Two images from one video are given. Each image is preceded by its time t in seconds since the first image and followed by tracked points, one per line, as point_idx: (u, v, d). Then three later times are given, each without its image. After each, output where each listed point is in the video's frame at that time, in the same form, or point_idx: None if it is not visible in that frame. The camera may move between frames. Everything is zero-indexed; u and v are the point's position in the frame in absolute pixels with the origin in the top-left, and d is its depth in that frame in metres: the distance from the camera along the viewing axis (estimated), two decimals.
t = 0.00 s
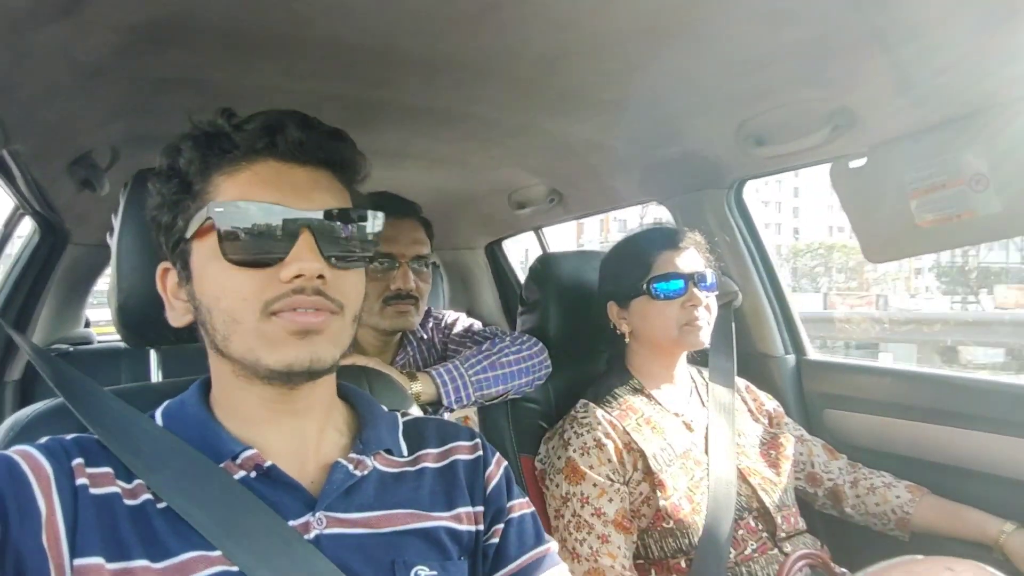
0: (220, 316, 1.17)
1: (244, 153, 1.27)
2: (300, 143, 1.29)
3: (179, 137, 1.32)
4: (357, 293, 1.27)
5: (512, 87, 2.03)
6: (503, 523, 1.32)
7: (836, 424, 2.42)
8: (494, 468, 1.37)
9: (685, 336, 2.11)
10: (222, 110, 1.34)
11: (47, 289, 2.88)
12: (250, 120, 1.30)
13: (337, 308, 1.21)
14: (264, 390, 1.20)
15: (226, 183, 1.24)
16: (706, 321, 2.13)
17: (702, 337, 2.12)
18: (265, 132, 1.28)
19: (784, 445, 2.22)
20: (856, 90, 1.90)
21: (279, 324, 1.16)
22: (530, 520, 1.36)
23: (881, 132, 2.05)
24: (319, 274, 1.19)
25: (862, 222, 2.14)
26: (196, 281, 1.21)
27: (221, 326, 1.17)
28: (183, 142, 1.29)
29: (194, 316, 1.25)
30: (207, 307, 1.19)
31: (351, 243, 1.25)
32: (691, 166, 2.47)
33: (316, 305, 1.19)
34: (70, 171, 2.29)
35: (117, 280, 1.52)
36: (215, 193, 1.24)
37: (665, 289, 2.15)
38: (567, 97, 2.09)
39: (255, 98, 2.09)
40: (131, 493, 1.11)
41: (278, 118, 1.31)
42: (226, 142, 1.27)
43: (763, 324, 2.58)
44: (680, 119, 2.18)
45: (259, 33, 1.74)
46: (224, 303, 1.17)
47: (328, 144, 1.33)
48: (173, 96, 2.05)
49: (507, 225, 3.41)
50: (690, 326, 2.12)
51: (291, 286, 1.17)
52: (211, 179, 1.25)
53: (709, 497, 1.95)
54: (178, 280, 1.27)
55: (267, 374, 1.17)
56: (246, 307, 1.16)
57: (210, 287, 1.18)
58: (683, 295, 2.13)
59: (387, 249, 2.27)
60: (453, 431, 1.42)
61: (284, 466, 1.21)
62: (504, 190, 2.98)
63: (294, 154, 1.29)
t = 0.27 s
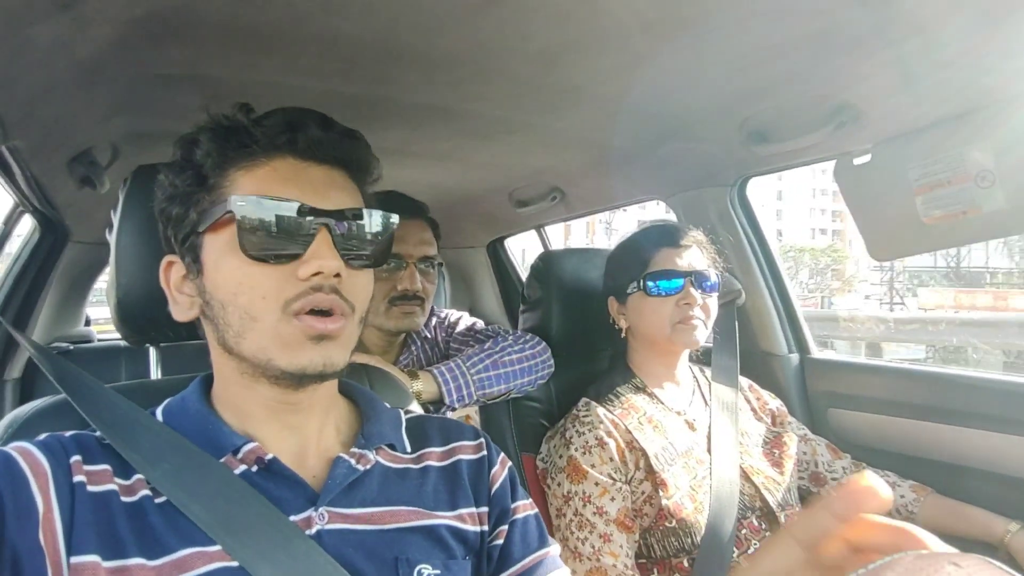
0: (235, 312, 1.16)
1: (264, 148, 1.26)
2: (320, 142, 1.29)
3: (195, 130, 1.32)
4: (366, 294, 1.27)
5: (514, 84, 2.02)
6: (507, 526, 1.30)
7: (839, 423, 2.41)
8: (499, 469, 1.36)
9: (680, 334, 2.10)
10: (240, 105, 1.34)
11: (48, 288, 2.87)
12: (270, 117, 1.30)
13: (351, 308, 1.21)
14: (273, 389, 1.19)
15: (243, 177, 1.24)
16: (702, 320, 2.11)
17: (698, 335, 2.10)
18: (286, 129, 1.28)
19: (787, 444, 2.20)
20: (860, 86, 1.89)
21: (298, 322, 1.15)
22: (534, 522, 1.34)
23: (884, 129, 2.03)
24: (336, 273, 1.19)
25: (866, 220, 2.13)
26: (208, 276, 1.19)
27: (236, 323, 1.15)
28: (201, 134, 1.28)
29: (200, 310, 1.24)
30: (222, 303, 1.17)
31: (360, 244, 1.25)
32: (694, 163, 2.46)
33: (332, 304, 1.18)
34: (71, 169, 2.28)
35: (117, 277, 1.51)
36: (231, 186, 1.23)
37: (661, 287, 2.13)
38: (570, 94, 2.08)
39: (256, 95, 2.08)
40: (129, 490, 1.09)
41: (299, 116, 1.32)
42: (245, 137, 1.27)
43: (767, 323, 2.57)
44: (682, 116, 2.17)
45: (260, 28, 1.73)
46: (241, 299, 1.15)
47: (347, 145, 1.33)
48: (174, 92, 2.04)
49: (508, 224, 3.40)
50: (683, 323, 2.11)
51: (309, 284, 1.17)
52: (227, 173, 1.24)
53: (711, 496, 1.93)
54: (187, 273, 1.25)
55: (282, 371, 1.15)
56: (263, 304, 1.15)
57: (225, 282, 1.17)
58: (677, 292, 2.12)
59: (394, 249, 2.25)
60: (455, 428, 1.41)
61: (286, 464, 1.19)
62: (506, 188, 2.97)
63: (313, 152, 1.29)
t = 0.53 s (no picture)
0: (231, 312, 1.17)
1: (266, 148, 1.27)
2: (322, 144, 1.29)
3: (199, 126, 1.33)
4: (367, 295, 1.26)
5: (515, 80, 2.03)
6: (506, 517, 1.31)
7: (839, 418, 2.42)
8: (496, 462, 1.37)
9: (681, 331, 2.13)
10: (244, 101, 1.35)
11: (50, 285, 2.88)
12: (273, 116, 1.30)
13: (347, 312, 1.21)
14: (270, 386, 1.21)
15: (244, 176, 1.25)
16: (704, 316, 2.11)
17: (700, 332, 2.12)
18: (289, 129, 1.29)
19: (786, 439, 2.22)
20: (860, 81, 1.90)
21: (292, 326, 1.16)
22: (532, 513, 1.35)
23: (883, 124, 2.04)
24: (333, 279, 1.19)
25: (865, 215, 2.14)
26: (207, 274, 1.21)
27: (232, 322, 1.17)
28: (205, 131, 1.29)
29: (200, 305, 1.25)
30: (219, 301, 1.19)
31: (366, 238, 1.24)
32: (694, 159, 2.47)
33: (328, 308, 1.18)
34: (73, 166, 2.29)
35: (119, 273, 1.52)
36: (231, 185, 1.24)
37: (661, 283, 2.13)
38: (569, 90, 2.08)
39: (256, 92, 2.09)
40: (131, 483, 1.10)
41: (303, 116, 1.31)
42: (247, 136, 1.27)
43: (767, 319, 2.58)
44: (681, 112, 2.18)
45: (261, 25, 1.74)
46: (237, 300, 1.16)
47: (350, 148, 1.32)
48: (175, 90, 2.05)
49: (509, 222, 3.41)
50: (684, 321, 2.12)
51: (305, 290, 1.16)
52: (228, 172, 1.25)
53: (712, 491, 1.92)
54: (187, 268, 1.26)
55: (277, 371, 1.17)
56: (259, 305, 1.15)
57: (222, 282, 1.18)
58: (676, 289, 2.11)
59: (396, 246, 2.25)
60: (455, 422, 1.41)
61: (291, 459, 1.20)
62: (506, 185, 2.98)
63: (315, 153, 1.29)
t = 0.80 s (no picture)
0: (230, 304, 1.16)
1: (259, 142, 1.26)
2: (316, 136, 1.29)
3: (190, 126, 1.32)
4: (365, 285, 1.27)
5: (516, 80, 2.02)
6: (504, 529, 1.30)
7: (841, 419, 2.41)
8: (498, 467, 1.36)
9: (665, 330, 2.10)
10: (235, 100, 1.34)
11: (50, 284, 2.88)
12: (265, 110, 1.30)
13: (347, 300, 1.21)
14: (270, 380, 1.19)
15: (239, 172, 1.24)
16: (691, 317, 2.10)
17: (687, 332, 2.09)
18: (281, 122, 1.28)
19: (789, 440, 2.21)
20: (863, 82, 1.89)
21: (292, 314, 1.15)
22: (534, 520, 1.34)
23: (886, 124, 2.03)
24: (331, 264, 1.19)
25: (868, 216, 2.13)
26: (205, 269, 1.19)
27: (231, 314, 1.15)
28: (197, 129, 1.28)
29: (200, 304, 1.24)
30: (218, 295, 1.18)
31: (359, 239, 1.25)
32: (695, 159, 2.46)
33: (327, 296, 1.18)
34: (72, 166, 2.28)
35: (118, 273, 1.51)
36: (228, 181, 1.23)
37: (655, 283, 2.13)
38: (570, 90, 2.08)
39: (256, 92, 2.09)
40: (131, 483, 1.09)
41: (294, 109, 1.31)
42: (241, 131, 1.27)
43: (769, 319, 2.57)
44: (683, 111, 2.17)
45: (260, 25, 1.73)
46: (236, 291, 1.16)
47: (342, 138, 1.33)
48: (175, 89, 2.04)
49: (510, 221, 3.40)
50: (670, 319, 2.10)
51: (303, 275, 1.17)
52: (223, 167, 1.24)
53: (714, 492, 1.94)
54: (185, 268, 1.25)
55: (278, 362, 1.16)
56: (258, 295, 1.15)
57: (220, 274, 1.17)
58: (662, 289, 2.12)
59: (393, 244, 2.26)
60: (457, 423, 1.40)
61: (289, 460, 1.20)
62: (507, 185, 2.97)
63: (309, 145, 1.29)
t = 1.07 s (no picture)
0: (236, 308, 1.16)
1: (262, 145, 1.26)
2: (318, 138, 1.29)
3: (193, 128, 1.32)
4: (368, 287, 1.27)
5: (519, 81, 2.02)
6: (503, 543, 1.31)
7: (843, 421, 2.41)
8: (502, 474, 1.37)
9: (671, 336, 2.11)
10: (237, 103, 1.34)
11: (52, 285, 2.88)
12: (267, 113, 1.29)
13: (351, 303, 1.21)
14: (275, 386, 1.19)
15: (243, 175, 1.24)
16: (697, 323, 2.11)
17: (693, 337, 2.10)
18: (285, 125, 1.28)
19: (791, 442, 2.21)
20: (865, 83, 1.89)
21: (298, 318, 1.15)
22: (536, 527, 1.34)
23: (888, 126, 2.03)
24: (337, 266, 1.20)
25: (871, 218, 2.12)
26: (210, 273, 1.19)
27: (237, 319, 1.15)
28: (200, 133, 1.28)
29: (203, 307, 1.24)
30: (224, 300, 1.17)
31: (362, 242, 1.25)
32: (697, 161, 2.46)
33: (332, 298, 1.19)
34: (75, 167, 2.29)
35: (121, 276, 1.51)
36: (231, 184, 1.23)
37: (661, 285, 2.13)
38: (572, 91, 2.08)
39: (259, 93, 2.09)
40: (135, 487, 1.09)
41: (296, 111, 1.31)
42: (243, 135, 1.27)
43: (771, 321, 2.57)
44: (685, 113, 2.17)
45: (263, 27, 1.73)
46: (242, 296, 1.15)
47: (344, 141, 1.33)
48: (178, 90, 2.04)
49: (511, 222, 3.40)
50: (675, 325, 2.11)
51: (309, 278, 1.17)
52: (226, 171, 1.24)
53: (715, 493, 1.95)
54: (188, 273, 1.25)
55: (285, 368, 1.16)
56: (265, 300, 1.15)
57: (227, 279, 1.17)
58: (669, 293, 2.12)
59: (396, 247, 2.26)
60: (462, 428, 1.40)
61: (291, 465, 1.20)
62: (508, 186, 2.97)
63: (311, 147, 1.29)
